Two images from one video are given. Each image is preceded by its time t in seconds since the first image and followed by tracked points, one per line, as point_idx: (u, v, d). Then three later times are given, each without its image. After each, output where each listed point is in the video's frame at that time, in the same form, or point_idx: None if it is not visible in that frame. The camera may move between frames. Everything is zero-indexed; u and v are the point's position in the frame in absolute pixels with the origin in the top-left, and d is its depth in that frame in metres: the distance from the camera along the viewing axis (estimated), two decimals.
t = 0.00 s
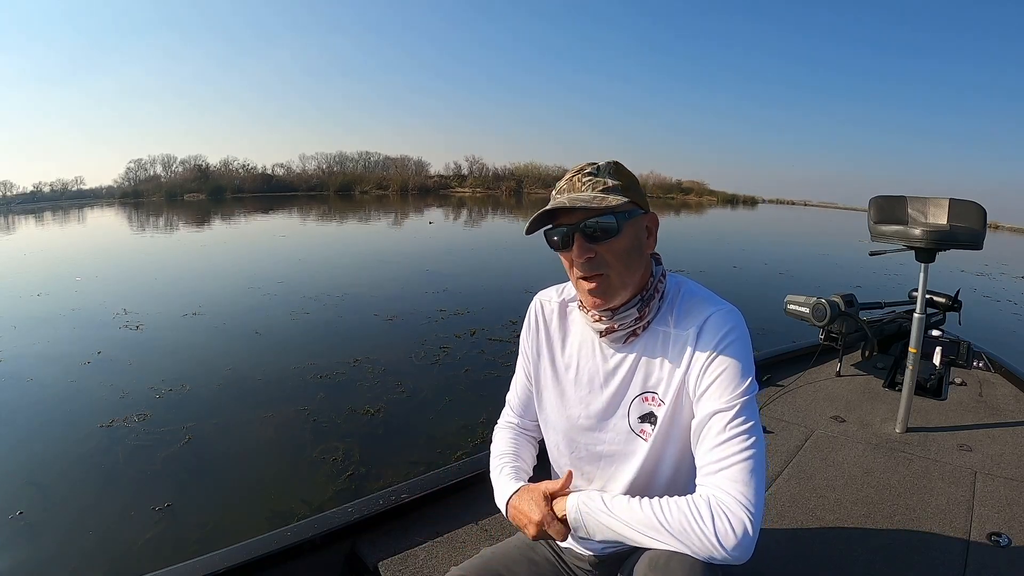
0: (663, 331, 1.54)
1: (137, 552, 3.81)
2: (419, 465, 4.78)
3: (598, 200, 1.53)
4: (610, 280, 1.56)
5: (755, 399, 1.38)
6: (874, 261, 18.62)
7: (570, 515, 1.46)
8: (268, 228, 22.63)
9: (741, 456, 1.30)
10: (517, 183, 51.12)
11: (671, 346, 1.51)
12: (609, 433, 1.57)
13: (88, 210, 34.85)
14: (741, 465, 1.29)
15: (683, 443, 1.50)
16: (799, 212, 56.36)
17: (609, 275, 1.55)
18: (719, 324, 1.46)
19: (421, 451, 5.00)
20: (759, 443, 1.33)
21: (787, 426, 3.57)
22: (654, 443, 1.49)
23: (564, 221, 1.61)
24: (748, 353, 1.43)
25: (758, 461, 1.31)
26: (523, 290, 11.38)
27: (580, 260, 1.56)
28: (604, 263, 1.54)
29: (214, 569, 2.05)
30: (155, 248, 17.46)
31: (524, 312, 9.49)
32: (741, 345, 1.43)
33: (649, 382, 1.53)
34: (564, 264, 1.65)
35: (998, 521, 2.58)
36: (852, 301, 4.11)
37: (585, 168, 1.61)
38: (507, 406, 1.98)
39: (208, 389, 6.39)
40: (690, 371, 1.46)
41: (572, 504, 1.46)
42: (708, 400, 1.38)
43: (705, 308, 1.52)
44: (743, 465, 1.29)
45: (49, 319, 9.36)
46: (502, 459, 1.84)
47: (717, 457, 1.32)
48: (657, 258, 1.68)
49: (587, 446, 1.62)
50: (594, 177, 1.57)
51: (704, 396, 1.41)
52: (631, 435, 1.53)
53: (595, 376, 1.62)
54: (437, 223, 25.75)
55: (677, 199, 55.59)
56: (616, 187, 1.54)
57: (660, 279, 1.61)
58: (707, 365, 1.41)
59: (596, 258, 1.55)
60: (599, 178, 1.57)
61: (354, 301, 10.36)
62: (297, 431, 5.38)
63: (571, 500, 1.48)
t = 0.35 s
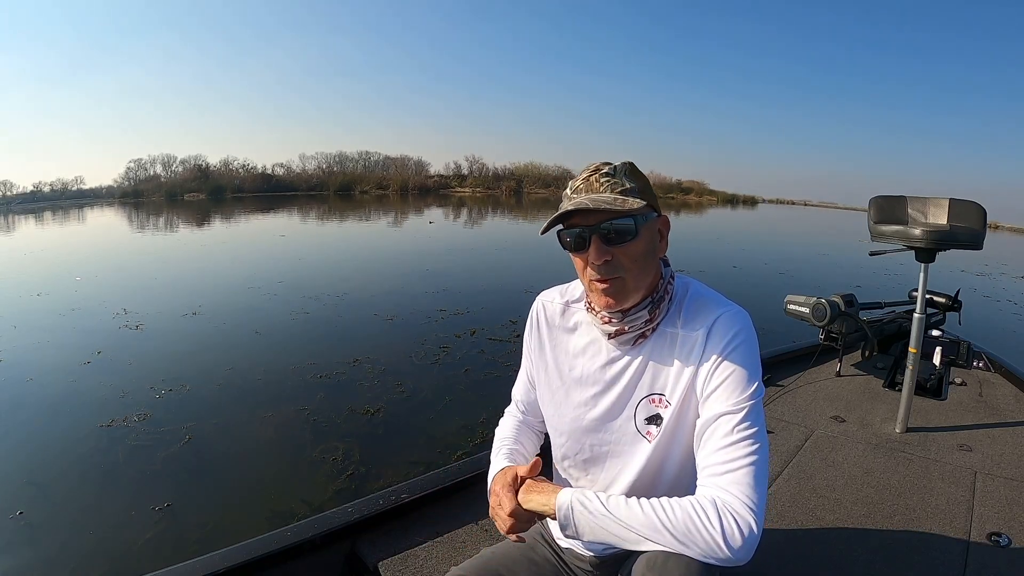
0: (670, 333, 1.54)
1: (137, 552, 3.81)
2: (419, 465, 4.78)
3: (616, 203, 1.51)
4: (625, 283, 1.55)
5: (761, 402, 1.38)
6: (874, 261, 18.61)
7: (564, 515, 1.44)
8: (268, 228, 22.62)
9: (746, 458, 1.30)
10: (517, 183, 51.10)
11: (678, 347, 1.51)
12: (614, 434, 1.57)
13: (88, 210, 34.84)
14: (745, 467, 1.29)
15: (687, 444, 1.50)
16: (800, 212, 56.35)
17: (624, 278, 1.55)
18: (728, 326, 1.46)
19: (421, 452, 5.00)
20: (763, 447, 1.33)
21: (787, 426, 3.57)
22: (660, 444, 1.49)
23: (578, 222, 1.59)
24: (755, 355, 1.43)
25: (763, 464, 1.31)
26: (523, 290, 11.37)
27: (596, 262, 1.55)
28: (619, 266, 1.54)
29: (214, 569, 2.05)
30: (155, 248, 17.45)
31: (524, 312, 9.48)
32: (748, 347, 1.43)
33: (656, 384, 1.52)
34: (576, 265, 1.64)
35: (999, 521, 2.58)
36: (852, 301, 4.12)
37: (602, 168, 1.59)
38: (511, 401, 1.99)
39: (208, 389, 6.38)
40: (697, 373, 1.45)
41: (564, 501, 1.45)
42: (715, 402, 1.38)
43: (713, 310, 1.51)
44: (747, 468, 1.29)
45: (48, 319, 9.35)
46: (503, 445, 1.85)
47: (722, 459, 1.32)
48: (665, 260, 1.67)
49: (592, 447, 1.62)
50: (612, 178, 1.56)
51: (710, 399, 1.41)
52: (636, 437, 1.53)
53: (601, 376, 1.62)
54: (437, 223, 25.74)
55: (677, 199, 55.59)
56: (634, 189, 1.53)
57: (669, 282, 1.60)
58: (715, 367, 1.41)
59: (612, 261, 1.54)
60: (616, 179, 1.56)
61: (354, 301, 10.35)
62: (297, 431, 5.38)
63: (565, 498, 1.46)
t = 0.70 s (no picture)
0: (671, 334, 1.54)
1: (136, 552, 3.81)
2: (419, 465, 4.78)
3: (613, 205, 1.51)
4: (620, 286, 1.56)
5: (763, 402, 1.38)
6: (873, 261, 18.63)
7: (572, 513, 1.45)
8: (268, 229, 22.64)
9: (748, 458, 1.30)
10: (517, 183, 51.14)
11: (678, 349, 1.51)
12: (615, 435, 1.57)
13: (88, 211, 34.90)
14: (748, 467, 1.29)
15: (688, 444, 1.50)
16: (800, 213, 56.36)
17: (619, 280, 1.55)
18: (728, 327, 1.46)
19: (421, 452, 5.00)
20: (766, 446, 1.33)
21: (787, 426, 3.57)
22: (660, 445, 1.49)
23: (575, 224, 1.60)
24: (756, 356, 1.43)
25: (766, 464, 1.31)
26: (523, 290, 11.37)
27: (591, 263, 1.56)
28: (615, 268, 1.54)
29: (214, 569, 2.05)
30: (155, 248, 17.47)
31: (524, 312, 9.50)
32: (749, 348, 1.43)
33: (656, 385, 1.52)
34: (574, 266, 1.65)
35: (999, 521, 2.58)
36: (852, 301, 4.12)
37: (602, 170, 1.59)
38: (515, 403, 1.99)
39: (208, 389, 6.39)
40: (697, 374, 1.45)
41: (573, 499, 1.45)
42: (716, 403, 1.38)
43: (713, 311, 1.51)
44: (750, 467, 1.29)
45: (48, 319, 9.36)
46: (509, 450, 1.86)
47: (724, 459, 1.32)
48: (665, 261, 1.67)
49: (593, 447, 1.62)
50: (611, 180, 1.56)
51: (711, 399, 1.41)
52: (637, 437, 1.53)
53: (601, 378, 1.62)
54: (437, 223, 25.76)
55: (677, 199, 55.62)
56: (632, 192, 1.53)
57: (669, 283, 1.60)
58: (716, 367, 1.41)
59: (608, 263, 1.54)
60: (615, 181, 1.56)
61: (355, 301, 10.36)
62: (297, 432, 5.38)
63: (573, 496, 1.46)
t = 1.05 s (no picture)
0: (670, 335, 1.54)
1: (137, 552, 3.81)
2: (419, 465, 4.78)
3: (613, 204, 1.51)
4: (620, 285, 1.55)
5: (765, 402, 1.38)
6: (873, 260, 18.63)
7: (578, 515, 1.45)
8: (268, 229, 22.65)
9: (753, 458, 1.30)
10: (517, 183, 51.14)
11: (678, 349, 1.51)
12: (615, 436, 1.57)
13: (88, 211, 34.90)
14: (753, 467, 1.29)
15: (690, 444, 1.50)
16: (800, 212, 56.36)
17: (619, 279, 1.55)
18: (728, 327, 1.46)
19: (421, 451, 5.00)
20: (770, 446, 1.33)
21: (786, 426, 3.57)
22: (662, 446, 1.49)
23: (574, 223, 1.60)
24: (756, 355, 1.43)
25: (771, 463, 1.31)
26: (523, 290, 11.37)
27: (591, 263, 1.55)
28: (615, 267, 1.54)
29: (213, 569, 2.05)
30: (155, 248, 17.48)
31: (523, 312, 9.50)
32: (749, 348, 1.42)
33: (657, 386, 1.52)
34: (573, 266, 1.65)
35: (999, 521, 2.58)
36: (852, 301, 4.12)
37: (600, 168, 1.59)
38: (514, 404, 1.99)
39: (208, 389, 6.39)
40: (698, 375, 1.45)
41: (580, 500, 1.45)
42: (718, 404, 1.38)
43: (712, 311, 1.51)
44: (755, 467, 1.29)
45: (49, 319, 9.36)
46: (510, 452, 1.86)
47: (729, 460, 1.32)
48: (663, 260, 1.67)
49: (593, 448, 1.62)
50: (610, 179, 1.56)
51: (713, 400, 1.41)
52: (637, 438, 1.53)
53: (599, 379, 1.62)
54: (437, 223, 25.77)
55: (677, 199, 55.66)
56: (631, 191, 1.53)
57: (668, 282, 1.60)
58: (717, 369, 1.41)
59: (608, 262, 1.54)
60: (614, 181, 1.56)
61: (355, 301, 10.37)
62: (297, 432, 5.38)
63: (579, 497, 1.46)
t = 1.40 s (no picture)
0: (668, 335, 1.53)
1: (137, 552, 3.81)
2: (419, 465, 4.78)
3: (605, 206, 1.51)
4: (613, 286, 1.56)
5: (760, 405, 1.37)
6: (873, 260, 18.64)
7: (569, 509, 1.45)
8: (268, 228, 22.63)
9: (744, 461, 1.29)
10: (517, 183, 51.13)
11: (676, 349, 1.51)
12: (613, 435, 1.57)
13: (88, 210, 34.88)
14: (744, 469, 1.29)
15: (686, 445, 1.50)
16: (800, 212, 56.37)
17: (612, 281, 1.55)
18: (726, 328, 1.45)
19: (421, 452, 5.00)
20: (763, 449, 1.33)
21: (786, 426, 3.57)
22: (658, 446, 1.49)
23: (570, 223, 1.60)
24: (754, 357, 1.42)
25: (763, 466, 1.31)
26: (523, 290, 11.37)
27: (585, 264, 1.56)
28: (608, 269, 1.54)
29: (213, 569, 2.05)
30: (155, 248, 17.45)
31: (523, 312, 9.50)
32: (747, 350, 1.42)
33: (655, 385, 1.52)
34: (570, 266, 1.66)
35: (999, 521, 2.58)
36: (852, 301, 4.11)
37: (596, 169, 1.59)
38: (519, 402, 1.99)
39: (208, 389, 6.38)
40: (695, 376, 1.45)
41: (571, 494, 1.46)
42: (712, 405, 1.38)
43: (712, 312, 1.51)
44: (746, 470, 1.29)
45: (48, 319, 9.34)
46: (513, 446, 1.86)
47: (720, 461, 1.31)
48: (663, 260, 1.66)
49: (591, 446, 1.62)
50: (605, 180, 1.55)
51: (708, 402, 1.40)
52: (634, 438, 1.53)
53: (599, 379, 1.62)
54: (437, 223, 25.74)
55: (677, 198, 55.67)
56: (624, 192, 1.52)
57: (668, 283, 1.60)
58: (713, 370, 1.41)
59: (601, 264, 1.54)
60: (608, 182, 1.55)
61: (355, 301, 10.36)
62: (297, 431, 5.38)
63: (570, 492, 1.47)
